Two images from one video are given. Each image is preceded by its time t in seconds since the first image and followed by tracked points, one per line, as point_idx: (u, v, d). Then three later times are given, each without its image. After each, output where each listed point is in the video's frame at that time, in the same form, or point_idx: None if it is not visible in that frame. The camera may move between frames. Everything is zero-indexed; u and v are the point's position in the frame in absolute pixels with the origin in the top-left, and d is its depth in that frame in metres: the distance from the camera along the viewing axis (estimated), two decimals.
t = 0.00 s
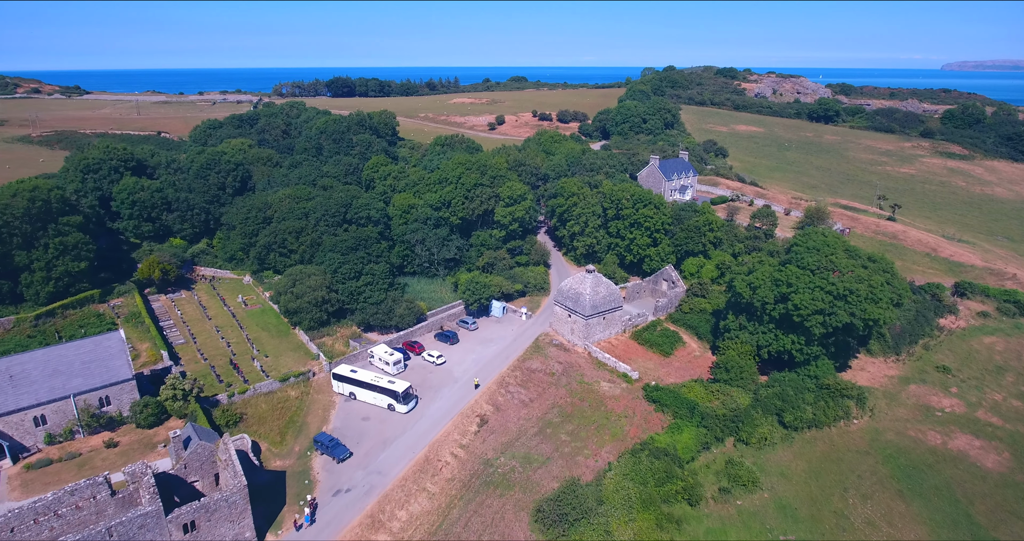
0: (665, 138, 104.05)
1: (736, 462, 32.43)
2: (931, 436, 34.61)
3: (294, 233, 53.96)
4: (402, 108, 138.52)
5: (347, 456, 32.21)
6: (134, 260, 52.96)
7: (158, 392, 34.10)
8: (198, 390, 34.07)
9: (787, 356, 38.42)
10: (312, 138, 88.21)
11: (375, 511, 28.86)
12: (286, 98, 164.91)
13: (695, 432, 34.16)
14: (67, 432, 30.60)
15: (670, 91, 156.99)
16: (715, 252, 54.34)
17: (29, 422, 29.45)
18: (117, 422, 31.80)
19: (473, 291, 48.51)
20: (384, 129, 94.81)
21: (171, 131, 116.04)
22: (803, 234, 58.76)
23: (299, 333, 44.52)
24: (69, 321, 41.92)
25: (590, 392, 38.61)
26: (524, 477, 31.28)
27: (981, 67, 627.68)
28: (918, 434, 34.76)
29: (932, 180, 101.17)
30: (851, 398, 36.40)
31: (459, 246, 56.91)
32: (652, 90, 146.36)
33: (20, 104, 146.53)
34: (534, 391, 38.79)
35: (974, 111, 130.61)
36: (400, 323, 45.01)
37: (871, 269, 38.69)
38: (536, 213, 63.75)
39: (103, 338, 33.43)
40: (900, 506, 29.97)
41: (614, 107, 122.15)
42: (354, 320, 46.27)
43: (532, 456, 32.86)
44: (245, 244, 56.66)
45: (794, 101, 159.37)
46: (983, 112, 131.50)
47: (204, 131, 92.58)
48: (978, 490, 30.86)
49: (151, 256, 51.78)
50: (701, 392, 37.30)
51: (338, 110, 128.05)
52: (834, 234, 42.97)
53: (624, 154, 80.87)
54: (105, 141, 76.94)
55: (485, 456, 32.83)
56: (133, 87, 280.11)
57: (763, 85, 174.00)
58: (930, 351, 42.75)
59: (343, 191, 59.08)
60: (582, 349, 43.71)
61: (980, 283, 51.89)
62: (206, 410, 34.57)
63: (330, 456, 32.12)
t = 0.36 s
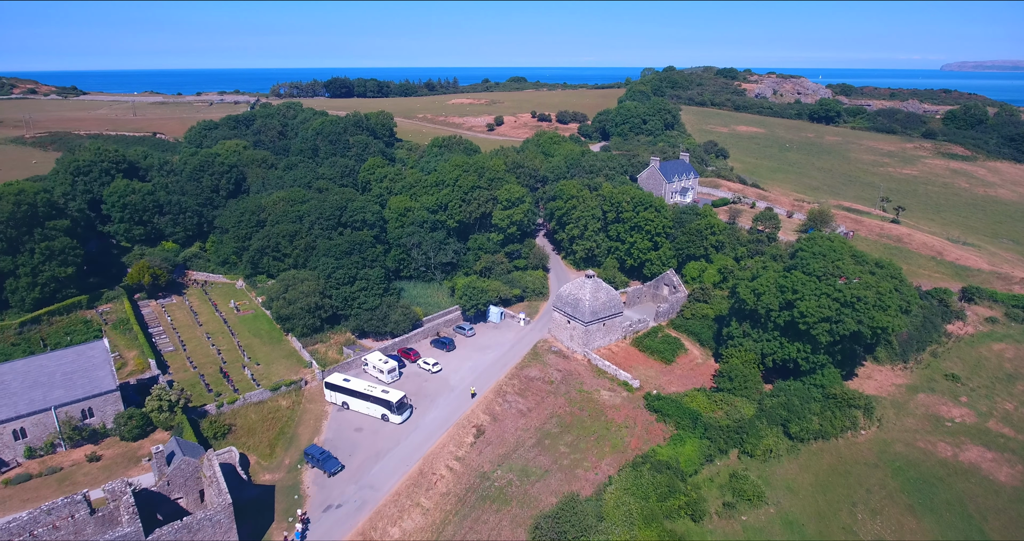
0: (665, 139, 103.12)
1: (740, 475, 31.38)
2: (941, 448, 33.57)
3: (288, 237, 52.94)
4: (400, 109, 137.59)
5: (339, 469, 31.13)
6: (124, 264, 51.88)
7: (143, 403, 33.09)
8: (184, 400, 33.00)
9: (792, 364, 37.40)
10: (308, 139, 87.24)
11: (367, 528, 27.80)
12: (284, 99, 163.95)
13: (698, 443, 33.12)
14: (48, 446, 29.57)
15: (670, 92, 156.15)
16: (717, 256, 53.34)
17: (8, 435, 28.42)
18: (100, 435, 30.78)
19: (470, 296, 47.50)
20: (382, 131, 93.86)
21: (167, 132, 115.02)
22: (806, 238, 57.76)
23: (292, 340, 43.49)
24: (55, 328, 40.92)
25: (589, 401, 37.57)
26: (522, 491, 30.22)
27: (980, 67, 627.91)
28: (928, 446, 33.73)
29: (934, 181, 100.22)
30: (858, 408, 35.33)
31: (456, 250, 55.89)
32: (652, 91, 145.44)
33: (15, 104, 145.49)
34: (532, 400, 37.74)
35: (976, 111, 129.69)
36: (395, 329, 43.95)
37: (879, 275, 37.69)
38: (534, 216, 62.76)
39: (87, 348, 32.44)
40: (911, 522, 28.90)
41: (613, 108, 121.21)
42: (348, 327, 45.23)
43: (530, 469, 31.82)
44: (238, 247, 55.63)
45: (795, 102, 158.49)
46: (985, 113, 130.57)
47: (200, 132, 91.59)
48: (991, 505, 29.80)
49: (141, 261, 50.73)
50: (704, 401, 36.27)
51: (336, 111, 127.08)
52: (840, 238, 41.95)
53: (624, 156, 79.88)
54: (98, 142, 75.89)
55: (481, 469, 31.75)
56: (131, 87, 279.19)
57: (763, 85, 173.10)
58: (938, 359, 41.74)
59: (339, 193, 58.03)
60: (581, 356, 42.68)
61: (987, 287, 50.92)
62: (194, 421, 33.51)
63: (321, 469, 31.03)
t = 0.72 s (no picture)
0: (663, 139, 102.38)
1: (742, 485, 30.53)
2: (947, 455, 32.80)
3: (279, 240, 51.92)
4: (396, 109, 136.58)
5: (329, 480, 30.15)
6: (112, 268, 50.79)
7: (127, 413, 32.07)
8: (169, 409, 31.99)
9: (793, 370, 36.60)
10: (302, 139, 86.18)
11: None
12: (279, 99, 162.75)
13: (698, 452, 32.23)
14: (26, 459, 28.54)
15: (667, 92, 155.51)
16: (716, 258, 52.53)
17: None
18: (81, 447, 29.75)
19: (465, 299, 46.54)
20: (377, 131, 92.87)
21: (159, 133, 113.79)
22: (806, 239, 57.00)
23: (283, 346, 42.51)
24: (38, 334, 39.86)
25: (587, 408, 36.66)
26: (517, 502, 29.30)
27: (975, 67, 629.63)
28: (934, 454, 32.94)
29: (933, 181, 99.67)
30: (861, 415, 34.54)
31: (451, 252, 54.97)
32: (649, 91, 144.73)
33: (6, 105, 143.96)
34: (528, 406, 36.83)
35: (974, 111, 129.20)
36: (388, 334, 42.98)
37: (882, 279, 36.96)
38: (530, 218, 61.86)
39: (68, 357, 31.47)
40: (918, 533, 28.06)
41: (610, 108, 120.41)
42: (340, 332, 44.26)
43: (526, 479, 30.90)
44: (228, 250, 54.58)
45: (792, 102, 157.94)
46: (983, 113, 130.11)
47: (192, 133, 90.45)
48: (1000, 515, 28.98)
49: (128, 264, 49.65)
50: (704, 408, 35.42)
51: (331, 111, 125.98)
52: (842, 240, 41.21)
53: (621, 156, 79.06)
54: (87, 142, 74.74)
55: (475, 479, 30.83)
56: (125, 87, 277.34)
57: (760, 84, 172.56)
58: (941, 363, 40.98)
59: (331, 195, 57.03)
60: (579, 361, 41.78)
61: (990, 290, 50.21)
62: (179, 431, 32.51)
63: (310, 481, 30.04)
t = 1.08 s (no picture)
0: (663, 138, 101.27)
1: (748, 492, 29.41)
2: (959, 461, 31.72)
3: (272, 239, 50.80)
4: (394, 108, 135.44)
5: (319, 488, 29.01)
6: (100, 268, 49.64)
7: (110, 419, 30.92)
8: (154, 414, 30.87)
9: (800, 373, 35.52)
10: (297, 138, 85.07)
11: None
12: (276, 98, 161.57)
13: (702, 458, 31.11)
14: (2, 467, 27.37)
15: (667, 91, 154.39)
16: (718, 258, 51.44)
17: None
18: (61, 454, 28.60)
19: (462, 300, 45.41)
20: (374, 129, 91.72)
21: (154, 132, 112.57)
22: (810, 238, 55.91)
23: (274, 348, 41.39)
24: (22, 336, 38.72)
25: (587, 412, 35.53)
26: (515, 511, 28.18)
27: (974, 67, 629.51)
28: (946, 460, 31.85)
29: (936, 180, 98.61)
30: (870, 419, 33.47)
31: (448, 252, 53.87)
32: (649, 90, 143.58)
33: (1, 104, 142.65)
34: (526, 410, 35.71)
35: (976, 110, 128.17)
36: (382, 336, 41.84)
37: (892, 279, 35.90)
38: (529, 217, 60.75)
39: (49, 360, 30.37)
40: None
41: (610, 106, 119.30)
42: (334, 334, 43.14)
43: (524, 485, 29.79)
44: (221, 250, 53.48)
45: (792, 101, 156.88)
46: (985, 111, 129.05)
47: (187, 131, 89.30)
48: (1016, 524, 27.85)
49: (117, 264, 48.51)
50: (708, 412, 34.31)
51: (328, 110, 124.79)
52: (849, 239, 40.16)
53: (621, 154, 77.93)
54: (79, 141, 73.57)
55: (472, 486, 29.71)
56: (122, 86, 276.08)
57: (760, 83, 171.52)
58: (951, 366, 39.89)
59: (326, 193, 55.91)
60: (578, 363, 40.64)
61: (998, 290, 49.12)
62: (164, 436, 31.37)
63: (300, 489, 28.89)
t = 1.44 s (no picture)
0: (663, 136, 100.18)
1: (754, 499, 28.30)
2: (972, 467, 30.62)
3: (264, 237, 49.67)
4: (391, 106, 134.20)
5: (308, 495, 27.85)
6: (88, 267, 48.46)
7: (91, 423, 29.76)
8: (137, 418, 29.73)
9: (807, 375, 34.45)
10: (293, 135, 83.97)
11: None
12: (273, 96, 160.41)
13: (706, 464, 30.00)
14: None
15: (667, 89, 153.24)
16: (721, 256, 50.34)
17: None
18: (38, 460, 27.45)
19: (458, 299, 44.31)
20: (370, 127, 90.54)
21: (149, 129, 111.35)
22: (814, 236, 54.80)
23: (265, 349, 40.26)
24: (3, 337, 37.55)
25: (587, 415, 34.41)
26: (512, 519, 27.05)
27: (973, 66, 629.84)
28: (958, 465, 30.74)
29: (939, 178, 97.56)
30: (880, 422, 32.38)
31: (444, 251, 52.78)
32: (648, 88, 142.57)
33: None
34: (524, 413, 34.59)
35: (978, 108, 127.04)
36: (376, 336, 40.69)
37: (901, 278, 34.78)
38: (527, 214, 59.61)
39: (27, 362, 29.22)
40: None
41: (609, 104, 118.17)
42: (326, 334, 41.99)
43: (522, 492, 28.66)
44: (212, 248, 52.34)
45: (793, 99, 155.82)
46: (987, 109, 127.98)
47: (181, 129, 88.15)
48: None
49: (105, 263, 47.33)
50: (712, 415, 33.22)
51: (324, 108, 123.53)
52: (856, 237, 39.02)
53: (620, 151, 76.80)
54: (70, 138, 72.36)
55: (467, 493, 28.57)
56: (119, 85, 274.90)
57: (760, 81, 170.42)
58: (961, 367, 38.78)
59: (320, 190, 54.76)
60: (577, 364, 39.51)
61: (1007, 289, 48.04)
62: (147, 441, 30.21)
63: (288, 496, 27.72)
